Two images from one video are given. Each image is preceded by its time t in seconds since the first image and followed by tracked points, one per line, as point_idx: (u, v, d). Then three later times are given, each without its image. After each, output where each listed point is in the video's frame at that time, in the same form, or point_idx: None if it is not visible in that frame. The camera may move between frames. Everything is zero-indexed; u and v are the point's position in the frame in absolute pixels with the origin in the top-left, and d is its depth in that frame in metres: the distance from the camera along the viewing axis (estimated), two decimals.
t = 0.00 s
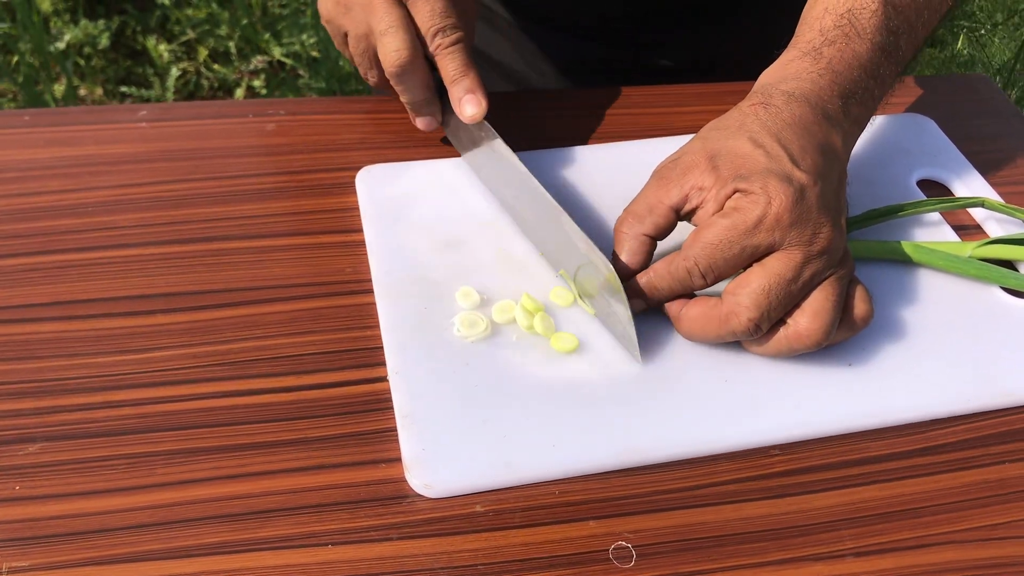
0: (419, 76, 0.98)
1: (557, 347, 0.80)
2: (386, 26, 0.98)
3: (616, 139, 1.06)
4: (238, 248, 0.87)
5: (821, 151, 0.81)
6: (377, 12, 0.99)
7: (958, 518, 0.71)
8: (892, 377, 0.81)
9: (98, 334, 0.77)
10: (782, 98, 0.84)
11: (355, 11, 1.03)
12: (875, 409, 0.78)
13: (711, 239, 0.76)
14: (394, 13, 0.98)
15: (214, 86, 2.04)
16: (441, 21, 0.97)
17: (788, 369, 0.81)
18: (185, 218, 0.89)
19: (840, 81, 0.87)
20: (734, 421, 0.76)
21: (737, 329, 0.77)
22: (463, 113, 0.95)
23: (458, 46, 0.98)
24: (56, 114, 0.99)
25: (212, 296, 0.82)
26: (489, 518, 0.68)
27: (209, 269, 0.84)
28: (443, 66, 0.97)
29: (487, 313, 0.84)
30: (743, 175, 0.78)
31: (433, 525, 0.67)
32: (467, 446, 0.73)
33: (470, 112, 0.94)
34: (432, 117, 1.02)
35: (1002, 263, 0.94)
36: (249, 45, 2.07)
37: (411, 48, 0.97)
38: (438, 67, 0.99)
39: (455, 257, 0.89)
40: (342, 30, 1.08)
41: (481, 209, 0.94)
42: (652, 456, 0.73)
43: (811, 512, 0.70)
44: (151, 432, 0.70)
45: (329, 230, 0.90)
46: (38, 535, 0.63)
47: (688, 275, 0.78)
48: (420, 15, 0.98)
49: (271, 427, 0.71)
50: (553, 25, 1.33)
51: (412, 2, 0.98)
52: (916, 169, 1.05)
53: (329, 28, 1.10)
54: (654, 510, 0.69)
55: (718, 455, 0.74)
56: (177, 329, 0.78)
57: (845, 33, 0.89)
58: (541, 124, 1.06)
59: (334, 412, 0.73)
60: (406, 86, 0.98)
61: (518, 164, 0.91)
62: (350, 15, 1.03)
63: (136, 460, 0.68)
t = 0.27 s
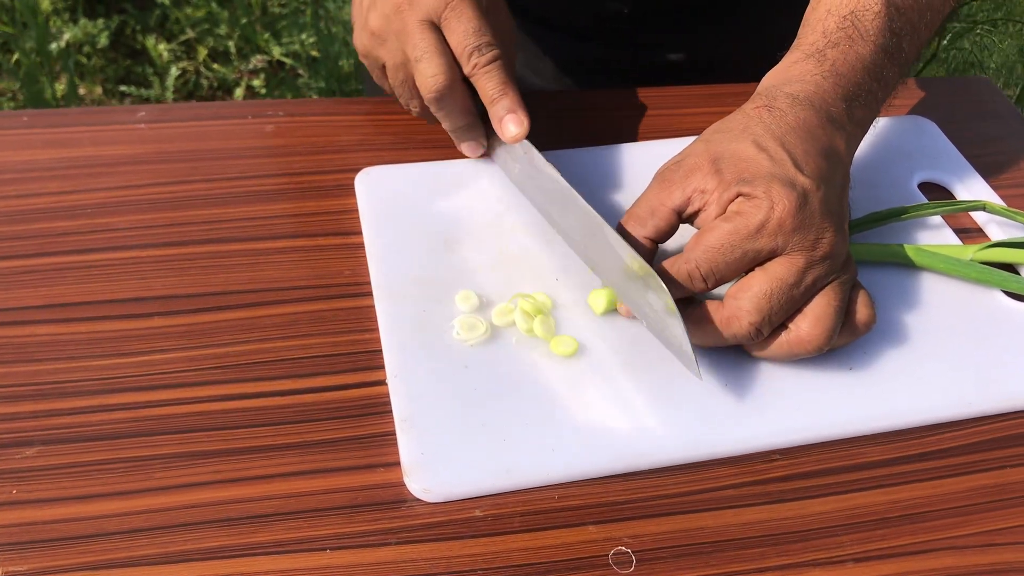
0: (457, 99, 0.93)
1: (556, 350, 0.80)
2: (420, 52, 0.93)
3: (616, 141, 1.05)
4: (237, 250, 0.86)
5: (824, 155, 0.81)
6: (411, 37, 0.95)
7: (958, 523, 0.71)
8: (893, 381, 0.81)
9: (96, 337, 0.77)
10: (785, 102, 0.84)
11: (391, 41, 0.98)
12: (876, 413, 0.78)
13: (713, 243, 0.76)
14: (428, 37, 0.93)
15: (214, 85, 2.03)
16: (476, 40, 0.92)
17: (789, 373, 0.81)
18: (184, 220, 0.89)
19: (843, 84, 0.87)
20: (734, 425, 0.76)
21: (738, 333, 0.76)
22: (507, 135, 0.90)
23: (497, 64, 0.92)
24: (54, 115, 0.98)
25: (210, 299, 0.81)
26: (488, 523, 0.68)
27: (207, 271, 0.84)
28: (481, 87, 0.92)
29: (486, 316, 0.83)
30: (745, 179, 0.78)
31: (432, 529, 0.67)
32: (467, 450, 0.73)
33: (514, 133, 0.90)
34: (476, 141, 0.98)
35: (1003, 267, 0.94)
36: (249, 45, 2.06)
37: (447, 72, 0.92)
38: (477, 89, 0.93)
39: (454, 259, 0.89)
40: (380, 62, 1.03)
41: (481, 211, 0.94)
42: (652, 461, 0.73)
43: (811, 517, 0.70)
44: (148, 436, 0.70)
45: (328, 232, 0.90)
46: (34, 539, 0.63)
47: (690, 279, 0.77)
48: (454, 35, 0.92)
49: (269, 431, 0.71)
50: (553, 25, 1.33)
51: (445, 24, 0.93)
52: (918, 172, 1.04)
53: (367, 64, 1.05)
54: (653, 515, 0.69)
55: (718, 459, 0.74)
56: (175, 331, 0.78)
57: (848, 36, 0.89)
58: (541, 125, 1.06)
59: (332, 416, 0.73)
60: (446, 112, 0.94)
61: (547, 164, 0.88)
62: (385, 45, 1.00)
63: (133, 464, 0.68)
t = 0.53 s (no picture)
0: (469, 119, 0.92)
1: (556, 353, 0.80)
2: (435, 70, 0.92)
3: (617, 144, 1.05)
4: (236, 252, 0.86)
5: (823, 158, 0.81)
6: (425, 56, 0.93)
7: (959, 527, 0.71)
8: (893, 385, 0.81)
9: (95, 340, 0.77)
10: (784, 105, 0.84)
11: (402, 59, 0.97)
12: (877, 417, 0.78)
13: (712, 248, 0.76)
14: (441, 56, 0.92)
15: (214, 85, 2.03)
16: (493, 61, 0.90)
17: (789, 376, 0.81)
18: (183, 221, 0.89)
19: (842, 88, 0.87)
20: (734, 430, 0.76)
21: (738, 337, 0.76)
22: (520, 155, 0.89)
23: (513, 86, 0.91)
24: (54, 117, 0.98)
25: (209, 301, 0.81)
26: (488, 527, 0.68)
27: (206, 274, 0.84)
28: (497, 108, 0.90)
29: (485, 319, 0.83)
30: (745, 183, 0.78)
31: (431, 533, 0.67)
32: (466, 453, 0.72)
33: (528, 154, 0.88)
34: (484, 164, 0.97)
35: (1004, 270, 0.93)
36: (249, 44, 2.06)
37: (463, 91, 0.90)
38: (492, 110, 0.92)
39: (454, 261, 0.89)
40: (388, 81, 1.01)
41: (481, 214, 0.94)
42: (652, 465, 0.72)
43: (811, 521, 0.70)
44: (147, 439, 0.70)
45: (327, 234, 0.90)
46: (33, 542, 0.63)
47: (690, 284, 0.77)
48: (470, 56, 0.91)
49: (268, 434, 0.71)
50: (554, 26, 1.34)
51: (460, 44, 0.92)
52: (918, 175, 1.04)
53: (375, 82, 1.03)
54: (653, 519, 0.69)
55: (718, 463, 0.74)
56: (174, 334, 0.78)
57: (846, 39, 0.89)
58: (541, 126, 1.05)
59: (331, 419, 0.73)
60: (458, 131, 0.92)
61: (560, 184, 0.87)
62: (396, 63, 0.98)
63: (132, 467, 0.68)
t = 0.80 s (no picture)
0: (480, 128, 0.92)
1: (559, 356, 0.80)
2: (449, 76, 0.91)
3: (619, 146, 1.05)
4: (239, 254, 0.86)
5: (826, 163, 0.80)
6: (438, 62, 0.92)
7: (962, 531, 0.71)
8: (897, 389, 0.81)
9: (97, 342, 0.77)
10: (786, 109, 0.84)
11: (409, 63, 0.96)
12: (880, 422, 0.78)
13: (716, 253, 0.76)
14: (454, 63, 0.92)
15: (216, 85, 2.03)
16: (505, 75, 0.92)
17: (793, 381, 0.81)
18: (186, 223, 0.89)
19: (845, 92, 0.86)
20: (739, 433, 0.76)
21: (742, 342, 0.76)
22: (525, 168, 0.89)
23: (521, 100, 0.92)
24: (56, 118, 0.98)
25: (212, 303, 0.81)
26: (492, 531, 0.67)
27: (209, 276, 0.84)
28: (505, 120, 0.92)
29: (488, 323, 0.83)
30: (748, 188, 0.77)
31: (435, 537, 0.67)
32: (470, 457, 0.72)
33: (533, 167, 0.89)
34: (480, 173, 0.96)
35: (1007, 274, 0.93)
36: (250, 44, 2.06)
37: (476, 100, 0.90)
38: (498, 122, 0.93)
39: (457, 265, 0.88)
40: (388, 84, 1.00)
41: (483, 217, 0.94)
42: (656, 469, 0.72)
43: (816, 525, 0.70)
44: (150, 441, 0.69)
45: (330, 236, 0.90)
46: (36, 545, 0.63)
47: (694, 289, 0.77)
48: (483, 68, 0.92)
49: (271, 437, 0.71)
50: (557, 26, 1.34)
51: (473, 54, 0.92)
52: (921, 177, 1.04)
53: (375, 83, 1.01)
54: (658, 523, 0.69)
55: (722, 467, 0.74)
56: (177, 336, 0.78)
57: (848, 43, 0.89)
58: (544, 128, 1.05)
59: (335, 421, 0.73)
60: (466, 139, 0.92)
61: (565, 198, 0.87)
62: (402, 66, 0.96)
63: (135, 470, 0.68)
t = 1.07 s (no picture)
0: (457, 95, 0.97)
1: (561, 360, 0.80)
2: (427, 46, 0.96)
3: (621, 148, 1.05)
4: (241, 257, 0.86)
5: (828, 165, 0.80)
6: (417, 32, 0.97)
7: (965, 536, 0.70)
8: (899, 393, 0.81)
9: (99, 346, 0.77)
10: (788, 112, 0.84)
11: (393, 32, 1.01)
12: (883, 426, 0.77)
13: (718, 256, 0.76)
14: (432, 32, 0.97)
15: (216, 86, 2.03)
16: (481, 43, 0.97)
17: (795, 385, 0.81)
18: (187, 227, 0.89)
19: (847, 94, 0.86)
20: (740, 437, 0.76)
21: (744, 346, 0.76)
22: (501, 134, 0.94)
23: (497, 67, 0.97)
24: (57, 121, 0.98)
25: (214, 307, 0.81)
26: (494, 536, 0.67)
27: (210, 280, 0.83)
28: (482, 88, 0.97)
29: (490, 326, 0.83)
30: (750, 191, 0.77)
31: (437, 542, 0.66)
32: (472, 461, 0.72)
33: (508, 133, 0.94)
34: (464, 138, 1.00)
35: (1009, 277, 0.93)
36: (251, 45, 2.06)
37: (452, 68, 0.96)
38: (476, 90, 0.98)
39: (459, 268, 0.88)
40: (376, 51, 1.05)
41: (485, 220, 0.94)
42: (659, 473, 0.72)
43: (818, 530, 0.69)
44: (152, 446, 0.69)
45: (331, 240, 0.90)
46: (38, 550, 0.63)
47: (696, 293, 0.77)
48: (460, 36, 0.97)
49: (273, 441, 0.71)
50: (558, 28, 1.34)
51: (450, 23, 0.97)
52: (923, 181, 1.04)
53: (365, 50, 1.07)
54: (660, 527, 0.69)
55: (724, 471, 0.73)
56: (179, 340, 0.78)
57: (850, 46, 0.89)
58: (546, 132, 1.05)
59: (337, 426, 0.73)
60: (445, 106, 0.97)
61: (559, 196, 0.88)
62: (386, 36, 1.02)
63: (137, 475, 0.67)
